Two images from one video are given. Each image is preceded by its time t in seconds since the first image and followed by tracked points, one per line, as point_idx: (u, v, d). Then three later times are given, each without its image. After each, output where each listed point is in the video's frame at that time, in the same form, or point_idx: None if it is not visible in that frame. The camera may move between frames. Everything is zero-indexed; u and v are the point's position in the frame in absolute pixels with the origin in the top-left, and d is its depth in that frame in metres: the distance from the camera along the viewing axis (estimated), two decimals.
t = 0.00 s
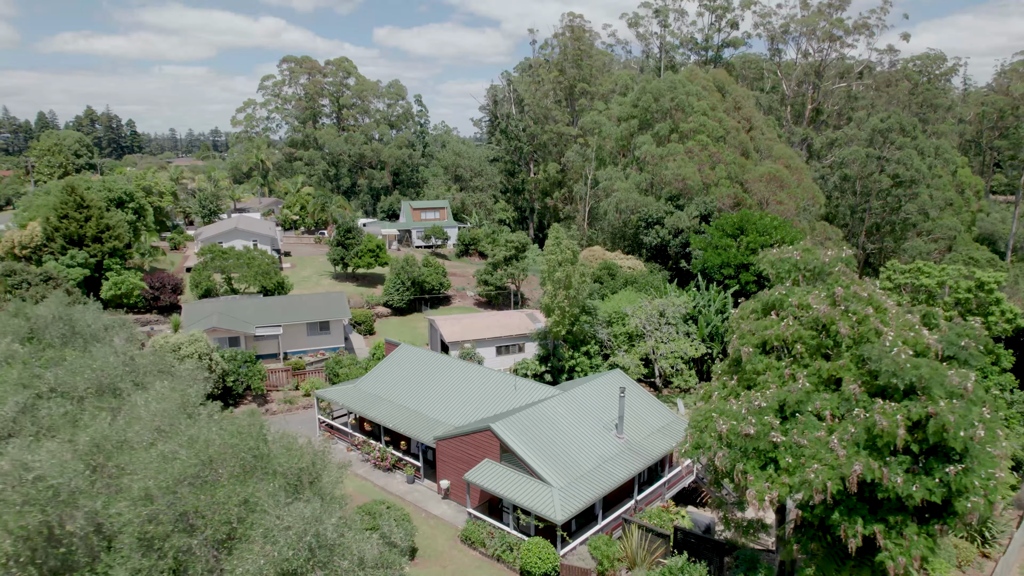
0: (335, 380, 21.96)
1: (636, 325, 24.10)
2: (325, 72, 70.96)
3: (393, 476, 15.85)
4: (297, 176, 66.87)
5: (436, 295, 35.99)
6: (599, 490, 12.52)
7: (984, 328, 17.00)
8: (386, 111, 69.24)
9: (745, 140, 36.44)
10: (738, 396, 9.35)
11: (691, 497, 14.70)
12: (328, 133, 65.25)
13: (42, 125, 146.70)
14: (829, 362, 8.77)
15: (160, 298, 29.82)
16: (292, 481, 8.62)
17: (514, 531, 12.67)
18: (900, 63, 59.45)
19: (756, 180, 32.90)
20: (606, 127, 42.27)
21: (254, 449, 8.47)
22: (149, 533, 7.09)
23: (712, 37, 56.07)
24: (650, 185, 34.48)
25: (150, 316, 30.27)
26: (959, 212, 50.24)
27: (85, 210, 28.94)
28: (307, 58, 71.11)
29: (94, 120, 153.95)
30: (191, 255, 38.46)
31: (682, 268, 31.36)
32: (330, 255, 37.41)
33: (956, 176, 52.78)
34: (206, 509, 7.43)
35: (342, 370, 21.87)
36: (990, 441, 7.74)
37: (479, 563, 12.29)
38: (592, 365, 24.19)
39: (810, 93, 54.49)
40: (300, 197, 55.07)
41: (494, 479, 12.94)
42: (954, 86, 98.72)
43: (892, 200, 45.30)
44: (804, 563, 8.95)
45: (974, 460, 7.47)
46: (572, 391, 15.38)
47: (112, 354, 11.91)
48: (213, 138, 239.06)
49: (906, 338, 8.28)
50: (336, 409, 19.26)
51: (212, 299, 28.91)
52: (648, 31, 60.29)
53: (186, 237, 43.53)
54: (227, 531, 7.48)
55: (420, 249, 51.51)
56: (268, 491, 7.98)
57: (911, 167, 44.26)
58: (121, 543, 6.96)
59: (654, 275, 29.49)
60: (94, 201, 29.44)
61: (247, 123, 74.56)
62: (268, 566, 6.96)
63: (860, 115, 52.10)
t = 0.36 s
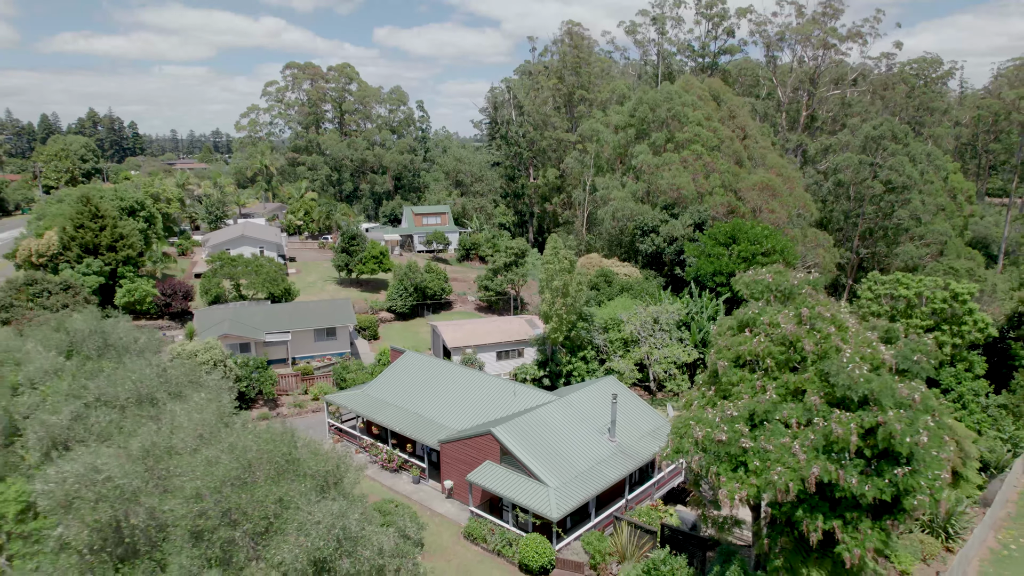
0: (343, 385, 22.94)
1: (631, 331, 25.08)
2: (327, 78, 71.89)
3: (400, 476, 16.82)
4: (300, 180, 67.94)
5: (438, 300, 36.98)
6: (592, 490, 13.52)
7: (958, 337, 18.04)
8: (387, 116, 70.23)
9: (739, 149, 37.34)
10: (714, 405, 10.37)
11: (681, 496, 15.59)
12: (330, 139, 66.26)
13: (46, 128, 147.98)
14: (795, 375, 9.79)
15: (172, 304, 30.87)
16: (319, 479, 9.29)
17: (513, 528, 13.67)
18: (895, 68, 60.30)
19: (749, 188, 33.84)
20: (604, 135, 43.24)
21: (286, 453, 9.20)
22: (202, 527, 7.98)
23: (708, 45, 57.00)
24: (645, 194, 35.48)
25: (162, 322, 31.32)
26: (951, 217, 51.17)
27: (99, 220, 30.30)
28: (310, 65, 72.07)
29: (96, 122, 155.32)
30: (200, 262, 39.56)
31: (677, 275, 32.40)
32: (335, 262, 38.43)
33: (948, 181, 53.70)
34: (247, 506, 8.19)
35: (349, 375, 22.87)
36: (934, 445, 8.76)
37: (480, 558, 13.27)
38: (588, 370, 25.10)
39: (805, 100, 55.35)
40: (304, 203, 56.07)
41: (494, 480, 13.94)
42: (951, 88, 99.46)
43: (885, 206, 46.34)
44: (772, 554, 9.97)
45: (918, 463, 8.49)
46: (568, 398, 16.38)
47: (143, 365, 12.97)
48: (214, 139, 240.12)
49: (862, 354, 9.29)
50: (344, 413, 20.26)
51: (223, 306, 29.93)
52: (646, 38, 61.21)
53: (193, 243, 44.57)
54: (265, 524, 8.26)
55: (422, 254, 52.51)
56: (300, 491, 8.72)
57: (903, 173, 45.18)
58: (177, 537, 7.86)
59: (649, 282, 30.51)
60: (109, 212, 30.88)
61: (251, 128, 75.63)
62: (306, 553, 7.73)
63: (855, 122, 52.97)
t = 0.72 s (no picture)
0: (351, 388, 24.07)
1: (625, 336, 26.22)
2: (330, 84, 73.05)
3: (407, 474, 17.97)
4: (304, 185, 69.13)
5: (440, 304, 38.14)
6: (586, 486, 14.65)
7: (931, 344, 18.95)
8: (390, 121, 71.39)
9: (732, 159, 38.41)
10: (691, 410, 11.54)
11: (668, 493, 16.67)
12: (333, 144, 67.46)
13: (50, 130, 149.28)
14: (764, 384, 10.95)
15: (184, 310, 32.10)
16: (347, 467, 9.79)
17: (512, 522, 14.82)
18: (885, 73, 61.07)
19: (741, 197, 34.94)
20: (602, 143, 44.37)
21: (317, 451, 9.64)
22: (243, 516, 8.50)
23: (705, 52, 58.07)
24: (641, 202, 36.58)
25: (175, 327, 32.52)
26: (943, 221, 52.24)
27: (116, 229, 31.52)
28: (313, 71, 73.29)
29: (99, 123, 156.81)
30: (209, 267, 40.80)
31: (671, 281, 33.54)
32: (340, 267, 39.58)
33: (940, 186, 54.75)
34: (282, 498, 8.64)
35: (356, 379, 24.01)
36: (885, 447, 9.89)
37: (482, 549, 14.38)
38: (585, 372, 26.04)
39: (799, 107, 56.39)
40: (308, 207, 57.24)
41: (495, 477, 15.10)
42: (948, 91, 100.40)
43: (877, 211, 47.20)
44: (744, 543, 11.15)
45: (868, 461, 9.62)
46: (564, 401, 17.54)
47: (174, 371, 14.06)
48: (217, 139, 241.35)
49: (820, 365, 10.46)
50: (353, 415, 21.44)
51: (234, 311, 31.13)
52: (644, 46, 62.32)
53: (202, 249, 45.81)
54: (297, 514, 8.72)
55: (424, 259, 53.74)
56: (328, 484, 9.19)
57: (895, 180, 45.69)
58: (220, 526, 8.38)
59: (644, 288, 31.68)
60: (124, 221, 32.09)
61: (255, 134, 76.95)
62: (337, 536, 8.26)
63: (848, 128, 53.93)
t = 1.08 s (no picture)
0: (359, 390, 25.38)
1: (620, 340, 27.48)
2: (334, 90, 74.30)
3: (414, 471, 19.31)
4: (309, 190, 70.51)
5: (443, 308, 39.45)
6: (579, 481, 15.96)
7: (907, 347, 19.98)
8: (392, 127, 72.67)
9: (726, 167, 39.65)
10: (672, 411, 12.87)
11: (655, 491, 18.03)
12: (337, 149, 68.77)
13: (55, 133, 150.68)
14: (735, 388, 12.28)
15: (197, 315, 33.70)
16: (371, 461, 10.87)
17: (512, 514, 16.13)
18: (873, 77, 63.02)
19: (733, 205, 36.20)
20: (600, 151, 45.60)
21: (341, 446, 10.77)
22: (279, 502, 9.59)
23: (701, 60, 59.29)
24: (637, 210, 37.84)
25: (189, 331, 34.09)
26: (934, 225, 53.40)
27: (133, 237, 33.02)
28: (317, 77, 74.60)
29: (103, 126, 158.14)
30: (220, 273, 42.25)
31: (665, 287, 34.83)
32: (346, 273, 40.90)
33: (932, 191, 55.89)
34: (312, 487, 9.78)
35: (365, 381, 25.32)
36: (841, 446, 11.26)
37: (484, 539, 15.66)
38: (581, 375, 27.45)
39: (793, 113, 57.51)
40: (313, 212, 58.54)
41: (496, 473, 16.41)
42: (944, 93, 101.24)
43: (869, 216, 48.21)
44: (718, 530, 12.46)
45: (825, 457, 10.98)
46: (560, 403, 18.85)
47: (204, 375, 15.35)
48: (218, 141, 242.91)
49: (785, 372, 11.77)
50: (362, 415, 22.78)
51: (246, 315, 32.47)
52: (642, 54, 63.56)
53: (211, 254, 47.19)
54: (325, 501, 9.85)
55: (426, 263, 55.09)
56: (352, 475, 10.36)
57: (886, 186, 47.13)
58: (258, 512, 9.45)
59: (638, 293, 33.02)
60: (141, 229, 33.60)
61: (260, 139, 78.36)
62: (361, 519, 9.47)
63: (842, 134, 55.01)
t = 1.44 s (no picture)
0: (368, 391, 26.82)
1: (616, 343, 28.87)
2: (338, 97, 75.73)
3: (421, 466, 20.77)
4: (314, 195, 72.05)
5: (446, 312, 40.90)
6: (574, 475, 17.37)
7: (883, 352, 21.14)
8: (396, 133, 74.17)
9: (720, 176, 41.00)
10: (656, 411, 14.30)
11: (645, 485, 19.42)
12: (342, 154, 70.20)
13: (60, 135, 152.55)
14: (712, 391, 13.69)
15: (212, 319, 35.22)
16: (387, 455, 12.31)
17: (512, 505, 17.56)
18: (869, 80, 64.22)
19: (726, 212, 37.59)
20: (598, 159, 47.02)
21: (363, 442, 12.25)
22: (309, 489, 11.05)
23: (698, 68, 60.64)
24: (633, 218, 39.24)
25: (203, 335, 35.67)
26: (925, 229, 54.65)
27: (150, 245, 34.61)
28: (322, 84, 76.06)
29: (108, 129, 159.81)
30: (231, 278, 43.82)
31: (660, 292, 36.23)
32: (352, 277, 42.38)
33: (923, 196, 57.16)
34: (339, 477, 11.25)
35: (373, 382, 26.77)
36: (804, 442, 12.68)
37: (487, 528, 17.10)
38: (579, 377, 28.93)
39: (788, 120, 58.75)
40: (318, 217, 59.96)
41: (498, 468, 17.85)
42: (940, 97, 102.32)
43: (861, 221, 49.39)
44: (698, 517, 13.88)
45: (790, 452, 12.42)
46: (557, 403, 20.27)
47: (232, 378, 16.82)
48: (221, 143, 244.50)
49: (755, 376, 13.20)
50: (372, 415, 24.24)
51: (259, 320, 33.97)
52: (639, 62, 64.99)
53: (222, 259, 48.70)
54: (351, 489, 11.31)
55: (429, 267, 56.54)
56: (373, 467, 11.81)
57: (877, 192, 48.01)
58: (292, 498, 10.89)
59: (634, 298, 34.47)
60: (158, 237, 35.18)
61: (266, 144, 79.87)
62: (381, 504, 10.95)
63: (835, 140, 56.26)
